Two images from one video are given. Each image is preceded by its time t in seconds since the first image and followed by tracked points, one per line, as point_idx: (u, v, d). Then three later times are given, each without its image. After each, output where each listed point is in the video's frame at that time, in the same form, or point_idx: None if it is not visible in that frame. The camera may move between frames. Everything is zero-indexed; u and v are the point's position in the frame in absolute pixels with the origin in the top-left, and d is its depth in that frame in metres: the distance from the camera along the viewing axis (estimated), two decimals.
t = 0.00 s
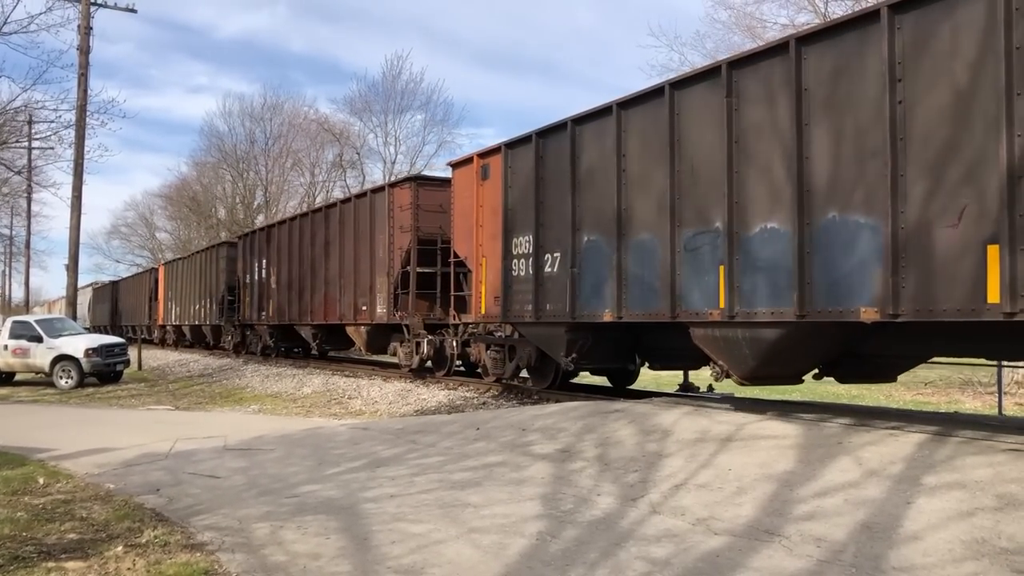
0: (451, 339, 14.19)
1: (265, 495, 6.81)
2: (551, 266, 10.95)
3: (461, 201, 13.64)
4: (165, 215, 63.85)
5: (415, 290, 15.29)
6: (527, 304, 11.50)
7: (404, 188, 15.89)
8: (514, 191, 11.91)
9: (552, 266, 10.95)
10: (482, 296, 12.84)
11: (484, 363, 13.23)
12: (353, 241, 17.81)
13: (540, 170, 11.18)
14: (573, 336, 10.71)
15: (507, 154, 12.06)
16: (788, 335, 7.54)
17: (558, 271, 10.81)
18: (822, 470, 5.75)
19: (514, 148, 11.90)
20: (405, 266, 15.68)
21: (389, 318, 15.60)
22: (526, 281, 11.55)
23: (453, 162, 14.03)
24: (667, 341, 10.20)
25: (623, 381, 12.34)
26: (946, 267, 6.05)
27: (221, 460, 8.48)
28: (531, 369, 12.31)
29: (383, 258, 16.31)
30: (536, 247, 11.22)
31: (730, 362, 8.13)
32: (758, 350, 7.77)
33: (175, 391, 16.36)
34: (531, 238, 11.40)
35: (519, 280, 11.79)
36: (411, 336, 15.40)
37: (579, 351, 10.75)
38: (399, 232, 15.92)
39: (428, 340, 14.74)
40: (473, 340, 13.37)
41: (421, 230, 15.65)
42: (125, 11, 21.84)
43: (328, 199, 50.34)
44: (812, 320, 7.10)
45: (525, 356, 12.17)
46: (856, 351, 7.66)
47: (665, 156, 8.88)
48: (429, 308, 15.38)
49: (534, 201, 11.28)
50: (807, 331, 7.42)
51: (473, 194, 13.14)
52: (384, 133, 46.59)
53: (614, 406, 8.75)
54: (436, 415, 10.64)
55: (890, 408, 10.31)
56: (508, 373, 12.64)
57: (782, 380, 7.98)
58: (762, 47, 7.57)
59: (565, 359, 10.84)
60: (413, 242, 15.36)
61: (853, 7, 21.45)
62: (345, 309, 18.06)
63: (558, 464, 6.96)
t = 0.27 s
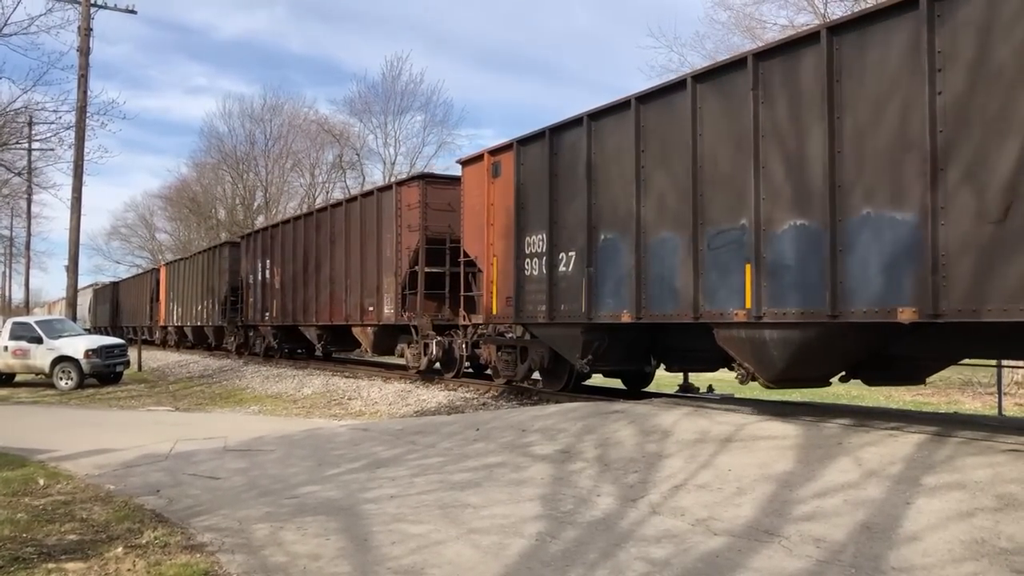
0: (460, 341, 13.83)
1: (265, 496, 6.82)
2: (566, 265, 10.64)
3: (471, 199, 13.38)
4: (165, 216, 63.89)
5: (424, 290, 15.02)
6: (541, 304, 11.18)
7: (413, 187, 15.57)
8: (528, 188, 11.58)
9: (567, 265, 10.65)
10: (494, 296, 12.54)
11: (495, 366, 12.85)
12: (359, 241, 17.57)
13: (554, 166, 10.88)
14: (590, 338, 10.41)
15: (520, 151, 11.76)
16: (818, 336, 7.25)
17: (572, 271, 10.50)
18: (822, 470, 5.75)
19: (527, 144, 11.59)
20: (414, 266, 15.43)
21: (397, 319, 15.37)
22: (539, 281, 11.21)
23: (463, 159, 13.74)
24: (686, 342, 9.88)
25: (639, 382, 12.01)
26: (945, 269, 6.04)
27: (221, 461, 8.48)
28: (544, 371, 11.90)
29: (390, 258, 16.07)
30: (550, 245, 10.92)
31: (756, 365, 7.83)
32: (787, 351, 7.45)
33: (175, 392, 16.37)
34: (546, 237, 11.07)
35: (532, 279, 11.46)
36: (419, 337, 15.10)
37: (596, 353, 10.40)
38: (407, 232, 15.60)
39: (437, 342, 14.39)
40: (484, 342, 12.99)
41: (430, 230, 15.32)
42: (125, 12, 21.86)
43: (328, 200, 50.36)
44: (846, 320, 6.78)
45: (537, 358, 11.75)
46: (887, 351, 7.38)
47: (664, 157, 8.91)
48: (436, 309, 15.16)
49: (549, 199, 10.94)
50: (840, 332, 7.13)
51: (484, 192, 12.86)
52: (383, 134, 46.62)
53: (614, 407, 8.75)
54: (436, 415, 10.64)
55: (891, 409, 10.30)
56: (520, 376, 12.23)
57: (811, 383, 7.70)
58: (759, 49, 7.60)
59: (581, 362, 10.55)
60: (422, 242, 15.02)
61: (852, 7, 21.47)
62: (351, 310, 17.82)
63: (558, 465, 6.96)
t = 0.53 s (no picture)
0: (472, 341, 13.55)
1: (266, 497, 6.82)
2: (582, 264, 10.34)
3: (482, 198, 13.09)
4: (166, 217, 63.95)
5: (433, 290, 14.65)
6: (556, 304, 10.87)
7: (422, 185, 15.24)
8: (542, 185, 11.27)
9: (583, 264, 10.34)
10: (506, 296, 12.22)
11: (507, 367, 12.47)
12: (367, 241, 17.30)
13: (569, 163, 10.59)
14: (607, 338, 10.05)
15: (534, 147, 11.46)
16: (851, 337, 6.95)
17: (589, 269, 10.21)
18: (823, 471, 5.75)
19: (541, 140, 11.30)
20: (423, 265, 15.15)
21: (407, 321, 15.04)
22: (553, 280, 10.94)
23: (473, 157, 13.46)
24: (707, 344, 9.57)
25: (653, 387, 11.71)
26: (947, 269, 6.03)
27: (222, 462, 8.48)
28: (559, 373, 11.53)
29: (399, 257, 15.80)
30: (565, 244, 10.63)
31: (785, 368, 7.54)
32: (818, 354, 7.17)
33: (175, 392, 16.38)
34: (561, 235, 10.78)
35: (545, 278, 11.16)
36: (428, 339, 14.77)
37: (613, 355, 10.01)
38: (417, 231, 15.29)
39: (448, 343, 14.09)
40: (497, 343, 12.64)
41: (440, 229, 14.98)
42: (126, 13, 21.88)
43: (329, 201, 50.38)
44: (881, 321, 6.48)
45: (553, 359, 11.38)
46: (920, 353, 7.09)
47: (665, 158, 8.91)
48: (445, 309, 14.71)
49: (564, 197, 10.66)
50: (876, 334, 6.85)
51: (496, 189, 12.56)
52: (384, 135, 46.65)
53: (615, 408, 8.75)
54: (437, 416, 10.63)
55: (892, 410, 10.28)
56: (533, 378, 11.84)
57: (841, 386, 7.42)
58: (761, 48, 7.59)
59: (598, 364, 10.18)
60: (432, 241, 14.69)
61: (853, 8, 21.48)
62: (358, 311, 17.54)
63: (559, 466, 6.96)
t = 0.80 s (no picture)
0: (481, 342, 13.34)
1: (265, 498, 6.82)
2: (599, 263, 10.02)
3: (492, 196, 12.78)
4: (167, 218, 63.99)
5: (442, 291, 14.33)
6: (572, 304, 10.51)
7: (431, 183, 14.86)
8: (556, 182, 10.99)
9: (599, 263, 10.04)
10: (519, 297, 11.87)
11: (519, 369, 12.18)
12: (374, 240, 17.02)
13: (584, 159, 10.29)
14: (625, 339, 9.75)
15: (546, 144, 11.17)
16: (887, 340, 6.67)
17: (606, 269, 9.87)
18: (822, 472, 5.75)
19: (554, 136, 11.01)
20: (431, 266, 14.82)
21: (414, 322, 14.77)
22: (568, 280, 10.60)
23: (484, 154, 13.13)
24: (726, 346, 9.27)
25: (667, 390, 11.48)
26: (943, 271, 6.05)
27: (222, 463, 8.48)
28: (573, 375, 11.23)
29: (407, 258, 15.52)
30: (581, 242, 10.32)
31: (815, 370, 7.28)
32: (851, 356, 6.89)
33: (175, 393, 16.39)
34: (577, 234, 10.47)
35: (560, 278, 10.84)
36: (438, 340, 14.48)
37: (631, 358, 9.72)
38: (425, 231, 14.95)
39: (456, 345, 13.84)
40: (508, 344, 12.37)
41: (448, 228, 14.61)
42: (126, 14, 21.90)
43: (329, 202, 50.38)
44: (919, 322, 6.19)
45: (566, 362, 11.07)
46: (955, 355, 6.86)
47: (664, 159, 8.94)
48: (455, 311, 14.50)
49: (579, 194, 10.37)
50: (913, 335, 6.54)
51: (508, 187, 12.24)
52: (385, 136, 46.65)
53: (615, 409, 8.75)
54: (437, 417, 10.63)
55: (893, 411, 10.26)
56: (546, 380, 11.54)
57: (873, 388, 7.17)
58: (761, 49, 7.62)
59: (615, 366, 9.90)
60: (440, 241, 14.31)
61: (853, 9, 21.49)
62: (365, 311, 17.27)
63: (559, 467, 6.96)
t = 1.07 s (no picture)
0: (491, 343, 13.19)
1: (265, 499, 6.82)
2: (616, 263, 9.70)
3: (503, 194, 12.47)
4: (167, 219, 64.01)
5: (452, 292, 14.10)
6: (588, 305, 10.20)
7: (440, 180, 14.54)
8: (572, 180, 10.67)
9: (616, 263, 9.73)
10: (532, 297, 11.52)
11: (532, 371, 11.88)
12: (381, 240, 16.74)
13: (601, 157, 9.99)
14: (643, 341, 9.44)
15: (561, 140, 10.87)
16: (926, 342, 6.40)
17: (623, 269, 9.56)
18: (822, 474, 5.75)
19: (569, 132, 10.71)
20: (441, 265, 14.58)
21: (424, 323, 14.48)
22: (584, 280, 10.28)
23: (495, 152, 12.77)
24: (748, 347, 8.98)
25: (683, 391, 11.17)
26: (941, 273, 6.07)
27: (222, 464, 8.48)
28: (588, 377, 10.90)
29: (415, 257, 15.21)
30: (597, 242, 10.00)
31: (848, 372, 7.07)
32: (887, 358, 6.65)
33: (175, 394, 16.37)
34: (592, 233, 10.16)
35: (575, 278, 10.53)
36: (447, 341, 14.30)
37: (651, 360, 9.44)
38: (434, 230, 14.67)
39: (466, 345, 13.68)
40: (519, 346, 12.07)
41: (459, 227, 14.34)
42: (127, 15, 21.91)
43: (329, 203, 50.39)
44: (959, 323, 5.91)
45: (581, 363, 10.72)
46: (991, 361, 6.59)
47: (665, 162, 8.95)
48: (464, 311, 14.29)
49: (594, 192, 10.07)
50: (949, 336, 6.31)
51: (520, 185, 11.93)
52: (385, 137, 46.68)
53: (615, 410, 8.75)
54: (437, 418, 10.65)
55: (893, 412, 10.26)
56: (561, 382, 11.20)
57: (905, 391, 6.97)
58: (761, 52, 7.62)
59: (632, 368, 9.56)
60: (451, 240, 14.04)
61: (853, 12, 21.55)
62: (372, 312, 16.99)
63: (558, 468, 6.96)
